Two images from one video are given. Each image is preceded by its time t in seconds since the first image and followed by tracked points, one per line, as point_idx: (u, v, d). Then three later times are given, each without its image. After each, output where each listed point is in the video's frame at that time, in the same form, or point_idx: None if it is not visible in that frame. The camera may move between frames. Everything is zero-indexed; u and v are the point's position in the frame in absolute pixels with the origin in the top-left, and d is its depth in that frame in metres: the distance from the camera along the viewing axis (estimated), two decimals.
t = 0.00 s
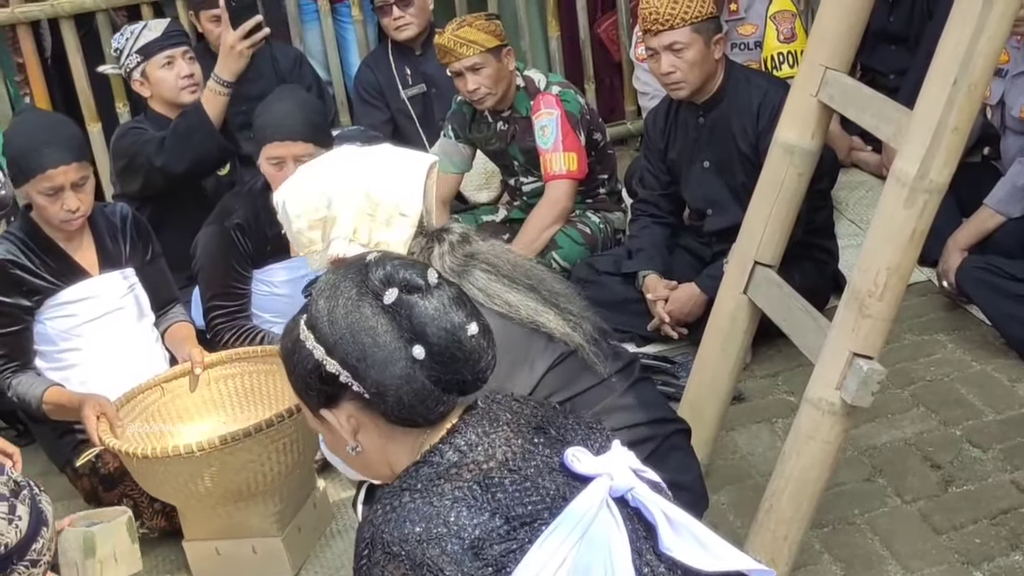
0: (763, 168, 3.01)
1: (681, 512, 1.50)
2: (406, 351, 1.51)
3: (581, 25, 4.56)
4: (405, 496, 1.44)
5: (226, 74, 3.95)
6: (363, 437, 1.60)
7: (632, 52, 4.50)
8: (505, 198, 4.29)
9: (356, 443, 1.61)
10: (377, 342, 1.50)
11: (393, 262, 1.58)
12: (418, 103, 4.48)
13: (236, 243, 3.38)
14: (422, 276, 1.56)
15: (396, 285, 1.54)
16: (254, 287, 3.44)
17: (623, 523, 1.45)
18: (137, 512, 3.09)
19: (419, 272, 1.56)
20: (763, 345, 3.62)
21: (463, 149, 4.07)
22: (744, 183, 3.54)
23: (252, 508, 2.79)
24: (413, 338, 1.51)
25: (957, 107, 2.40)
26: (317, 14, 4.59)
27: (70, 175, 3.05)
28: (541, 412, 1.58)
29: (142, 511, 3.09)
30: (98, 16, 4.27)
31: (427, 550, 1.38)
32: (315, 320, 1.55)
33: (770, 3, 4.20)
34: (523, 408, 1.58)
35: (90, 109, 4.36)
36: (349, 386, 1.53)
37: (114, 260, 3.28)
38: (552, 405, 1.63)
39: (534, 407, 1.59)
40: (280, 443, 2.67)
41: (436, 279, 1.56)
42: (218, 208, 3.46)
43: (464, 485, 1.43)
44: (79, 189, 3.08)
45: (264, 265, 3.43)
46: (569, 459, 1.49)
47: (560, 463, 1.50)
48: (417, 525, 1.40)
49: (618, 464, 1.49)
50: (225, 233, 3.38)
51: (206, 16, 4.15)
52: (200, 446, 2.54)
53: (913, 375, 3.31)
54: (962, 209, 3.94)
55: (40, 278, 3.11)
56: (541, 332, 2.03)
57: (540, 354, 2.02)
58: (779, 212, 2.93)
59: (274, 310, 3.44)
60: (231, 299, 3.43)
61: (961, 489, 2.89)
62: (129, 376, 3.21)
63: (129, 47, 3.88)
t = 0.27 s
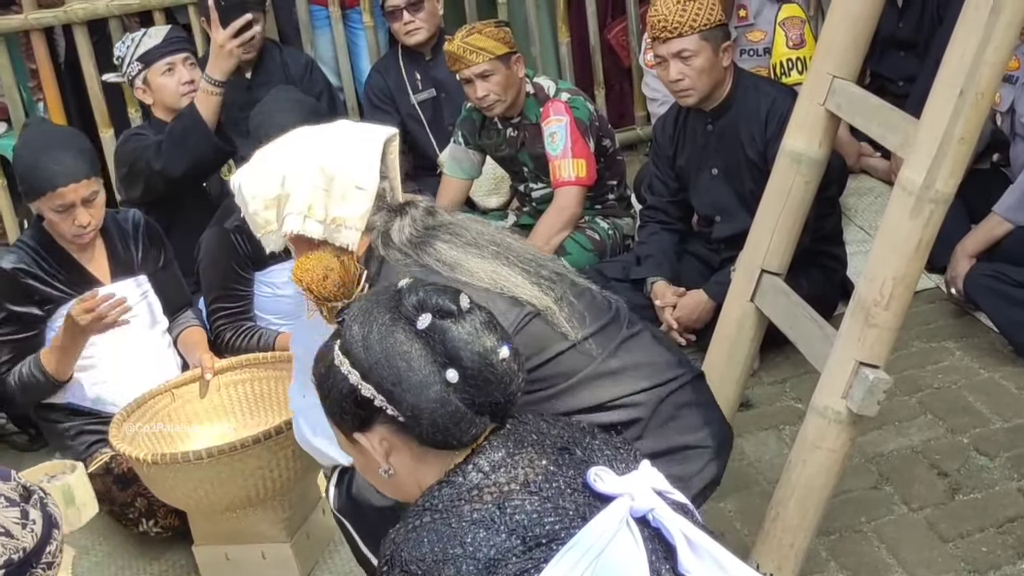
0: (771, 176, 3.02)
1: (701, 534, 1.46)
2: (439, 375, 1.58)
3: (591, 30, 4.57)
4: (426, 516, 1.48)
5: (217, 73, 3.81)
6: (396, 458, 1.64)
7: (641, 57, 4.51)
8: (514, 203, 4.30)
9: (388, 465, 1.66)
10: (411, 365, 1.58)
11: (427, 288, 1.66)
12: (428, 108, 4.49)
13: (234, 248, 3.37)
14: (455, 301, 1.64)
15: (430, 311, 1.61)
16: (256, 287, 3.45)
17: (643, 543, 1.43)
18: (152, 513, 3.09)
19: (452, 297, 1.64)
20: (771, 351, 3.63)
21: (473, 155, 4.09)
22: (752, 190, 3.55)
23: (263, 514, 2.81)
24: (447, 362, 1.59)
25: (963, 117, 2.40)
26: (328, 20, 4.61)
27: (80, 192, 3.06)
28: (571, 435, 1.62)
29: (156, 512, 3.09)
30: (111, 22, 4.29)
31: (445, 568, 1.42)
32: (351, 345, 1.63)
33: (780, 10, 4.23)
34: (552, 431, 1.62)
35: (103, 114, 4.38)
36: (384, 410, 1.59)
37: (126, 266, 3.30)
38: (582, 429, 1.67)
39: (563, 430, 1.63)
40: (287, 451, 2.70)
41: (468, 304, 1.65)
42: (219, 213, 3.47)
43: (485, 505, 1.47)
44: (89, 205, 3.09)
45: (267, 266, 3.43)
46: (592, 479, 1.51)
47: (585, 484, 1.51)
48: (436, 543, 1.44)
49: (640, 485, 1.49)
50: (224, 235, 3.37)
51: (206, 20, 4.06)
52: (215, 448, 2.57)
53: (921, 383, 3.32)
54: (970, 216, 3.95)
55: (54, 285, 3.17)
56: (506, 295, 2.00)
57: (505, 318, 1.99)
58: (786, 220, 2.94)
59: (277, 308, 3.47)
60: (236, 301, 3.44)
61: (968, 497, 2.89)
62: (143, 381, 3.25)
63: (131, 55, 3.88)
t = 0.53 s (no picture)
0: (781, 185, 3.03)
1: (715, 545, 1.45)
2: (461, 388, 1.57)
3: (603, 37, 4.59)
4: (444, 526, 1.48)
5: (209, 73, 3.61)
6: (418, 469, 1.63)
7: (652, 63, 4.52)
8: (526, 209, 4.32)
9: (411, 478, 1.64)
10: (433, 378, 1.56)
11: (448, 302, 1.65)
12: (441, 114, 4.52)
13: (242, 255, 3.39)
14: (476, 315, 1.63)
15: (452, 325, 1.60)
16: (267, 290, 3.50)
17: (655, 554, 1.43)
18: (162, 519, 3.10)
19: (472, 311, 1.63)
20: (782, 358, 3.64)
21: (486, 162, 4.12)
22: (762, 198, 3.56)
23: (275, 518, 2.84)
24: (469, 376, 1.58)
25: (971, 129, 2.41)
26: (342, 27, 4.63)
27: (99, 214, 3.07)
28: (588, 446, 1.61)
29: (166, 516, 3.09)
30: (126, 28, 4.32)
31: None
32: (370, 359, 1.60)
33: (790, 17, 4.26)
34: (570, 442, 1.61)
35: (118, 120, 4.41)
36: (408, 425, 1.58)
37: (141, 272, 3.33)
38: (599, 439, 1.66)
39: (581, 440, 1.63)
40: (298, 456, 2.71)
41: (489, 319, 1.64)
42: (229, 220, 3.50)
43: (503, 518, 1.46)
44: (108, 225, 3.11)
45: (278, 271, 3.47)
46: (608, 490, 1.50)
47: (600, 495, 1.50)
48: (453, 557, 1.44)
49: (654, 495, 1.48)
50: (231, 241, 3.39)
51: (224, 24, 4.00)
52: (227, 455, 2.60)
53: (930, 391, 3.33)
54: (981, 224, 3.96)
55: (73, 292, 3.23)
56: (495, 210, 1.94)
57: (493, 234, 1.93)
58: (795, 229, 2.95)
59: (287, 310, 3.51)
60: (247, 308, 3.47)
61: (976, 506, 2.90)
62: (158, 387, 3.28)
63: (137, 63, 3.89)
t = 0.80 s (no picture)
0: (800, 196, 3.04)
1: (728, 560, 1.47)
2: (479, 400, 1.59)
3: (624, 46, 4.60)
4: (459, 539, 1.50)
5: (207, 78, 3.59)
6: (435, 482, 1.65)
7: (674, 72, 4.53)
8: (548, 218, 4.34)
9: (428, 491, 1.66)
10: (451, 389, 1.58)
11: (467, 314, 1.67)
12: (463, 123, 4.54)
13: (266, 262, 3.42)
14: (495, 327, 1.65)
15: (470, 336, 1.62)
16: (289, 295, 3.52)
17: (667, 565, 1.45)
18: (186, 526, 3.12)
19: (491, 323, 1.65)
20: (802, 367, 3.65)
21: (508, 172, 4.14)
22: (783, 207, 3.57)
23: (298, 526, 2.86)
24: (488, 388, 1.60)
25: (989, 142, 2.41)
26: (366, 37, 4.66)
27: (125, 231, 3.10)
28: (603, 458, 1.63)
29: (191, 524, 3.11)
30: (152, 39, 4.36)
31: None
32: (389, 371, 1.62)
33: (811, 26, 4.31)
34: (586, 454, 1.63)
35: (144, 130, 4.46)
36: (429, 435, 1.60)
37: (165, 283, 3.37)
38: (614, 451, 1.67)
39: (596, 453, 1.64)
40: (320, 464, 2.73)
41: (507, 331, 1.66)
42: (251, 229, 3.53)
43: (517, 530, 1.48)
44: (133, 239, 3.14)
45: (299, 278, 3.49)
46: (620, 503, 1.51)
47: (613, 507, 1.52)
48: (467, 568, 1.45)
49: (667, 507, 1.50)
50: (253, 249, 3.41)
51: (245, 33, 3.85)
52: (249, 465, 2.63)
53: (950, 401, 3.33)
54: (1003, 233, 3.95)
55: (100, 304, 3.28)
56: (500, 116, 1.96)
57: (497, 138, 1.94)
58: (815, 241, 2.96)
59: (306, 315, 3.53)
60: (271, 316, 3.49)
61: (995, 517, 2.91)
62: (180, 396, 3.32)
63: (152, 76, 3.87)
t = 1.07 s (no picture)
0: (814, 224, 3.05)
1: None
2: (484, 430, 1.61)
3: (642, 72, 4.63)
4: (465, 571, 1.52)
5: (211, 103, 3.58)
6: (438, 513, 1.67)
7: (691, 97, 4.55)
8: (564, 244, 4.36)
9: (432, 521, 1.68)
10: (457, 419, 1.60)
11: (471, 344, 1.70)
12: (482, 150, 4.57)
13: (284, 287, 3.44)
14: (499, 358, 1.67)
15: (475, 366, 1.64)
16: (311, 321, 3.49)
17: None
18: (203, 549, 3.16)
19: (494, 354, 1.68)
20: (818, 393, 3.66)
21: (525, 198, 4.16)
22: (798, 233, 3.59)
23: (316, 551, 2.89)
24: (492, 418, 1.62)
25: (1001, 172, 2.43)
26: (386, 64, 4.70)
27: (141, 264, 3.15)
28: (606, 488, 1.65)
29: (207, 548, 3.15)
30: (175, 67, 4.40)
31: None
32: (394, 401, 1.64)
33: (827, 53, 4.35)
34: (590, 484, 1.65)
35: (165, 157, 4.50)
36: (433, 465, 1.62)
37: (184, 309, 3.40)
38: (617, 481, 1.70)
39: (600, 482, 1.67)
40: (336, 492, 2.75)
41: (511, 361, 1.68)
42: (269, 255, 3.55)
43: (523, 561, 1.50)
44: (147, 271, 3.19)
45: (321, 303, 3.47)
46: (625, 534, 1.53)
47: (617, 537, 1.54)
48: None
49: (672, 539, 1.52)
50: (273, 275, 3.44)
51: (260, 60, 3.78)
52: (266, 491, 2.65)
53: (966, 428, 3.33)
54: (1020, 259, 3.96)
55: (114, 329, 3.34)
56: (502, 65, 1.95)
57: (507, 87, 1.93)
58: (829, 268, 2.97)
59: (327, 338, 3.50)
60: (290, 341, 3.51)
61: (1010, 544, 2.91)
62: (198, 423, 3.35)
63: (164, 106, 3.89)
